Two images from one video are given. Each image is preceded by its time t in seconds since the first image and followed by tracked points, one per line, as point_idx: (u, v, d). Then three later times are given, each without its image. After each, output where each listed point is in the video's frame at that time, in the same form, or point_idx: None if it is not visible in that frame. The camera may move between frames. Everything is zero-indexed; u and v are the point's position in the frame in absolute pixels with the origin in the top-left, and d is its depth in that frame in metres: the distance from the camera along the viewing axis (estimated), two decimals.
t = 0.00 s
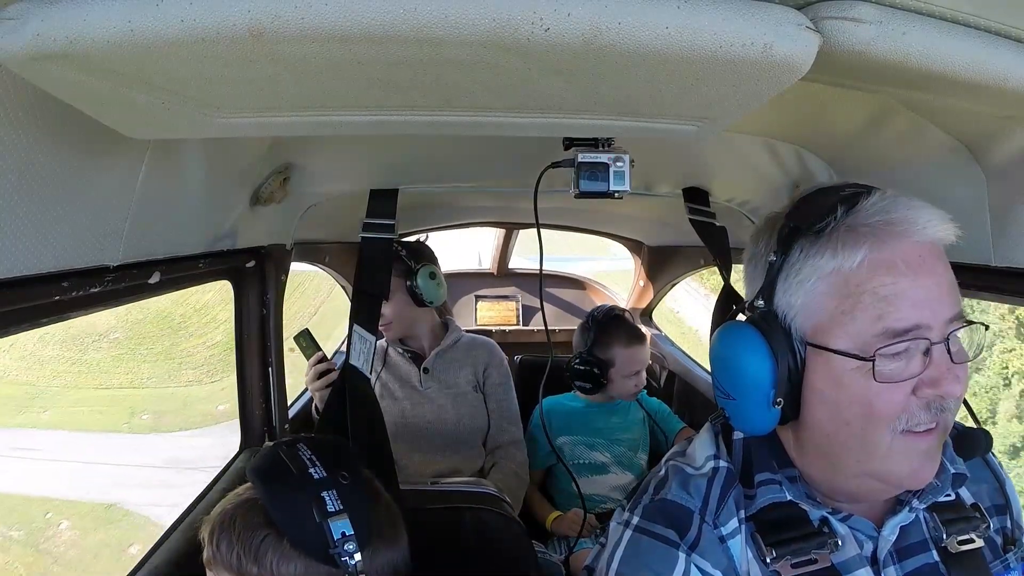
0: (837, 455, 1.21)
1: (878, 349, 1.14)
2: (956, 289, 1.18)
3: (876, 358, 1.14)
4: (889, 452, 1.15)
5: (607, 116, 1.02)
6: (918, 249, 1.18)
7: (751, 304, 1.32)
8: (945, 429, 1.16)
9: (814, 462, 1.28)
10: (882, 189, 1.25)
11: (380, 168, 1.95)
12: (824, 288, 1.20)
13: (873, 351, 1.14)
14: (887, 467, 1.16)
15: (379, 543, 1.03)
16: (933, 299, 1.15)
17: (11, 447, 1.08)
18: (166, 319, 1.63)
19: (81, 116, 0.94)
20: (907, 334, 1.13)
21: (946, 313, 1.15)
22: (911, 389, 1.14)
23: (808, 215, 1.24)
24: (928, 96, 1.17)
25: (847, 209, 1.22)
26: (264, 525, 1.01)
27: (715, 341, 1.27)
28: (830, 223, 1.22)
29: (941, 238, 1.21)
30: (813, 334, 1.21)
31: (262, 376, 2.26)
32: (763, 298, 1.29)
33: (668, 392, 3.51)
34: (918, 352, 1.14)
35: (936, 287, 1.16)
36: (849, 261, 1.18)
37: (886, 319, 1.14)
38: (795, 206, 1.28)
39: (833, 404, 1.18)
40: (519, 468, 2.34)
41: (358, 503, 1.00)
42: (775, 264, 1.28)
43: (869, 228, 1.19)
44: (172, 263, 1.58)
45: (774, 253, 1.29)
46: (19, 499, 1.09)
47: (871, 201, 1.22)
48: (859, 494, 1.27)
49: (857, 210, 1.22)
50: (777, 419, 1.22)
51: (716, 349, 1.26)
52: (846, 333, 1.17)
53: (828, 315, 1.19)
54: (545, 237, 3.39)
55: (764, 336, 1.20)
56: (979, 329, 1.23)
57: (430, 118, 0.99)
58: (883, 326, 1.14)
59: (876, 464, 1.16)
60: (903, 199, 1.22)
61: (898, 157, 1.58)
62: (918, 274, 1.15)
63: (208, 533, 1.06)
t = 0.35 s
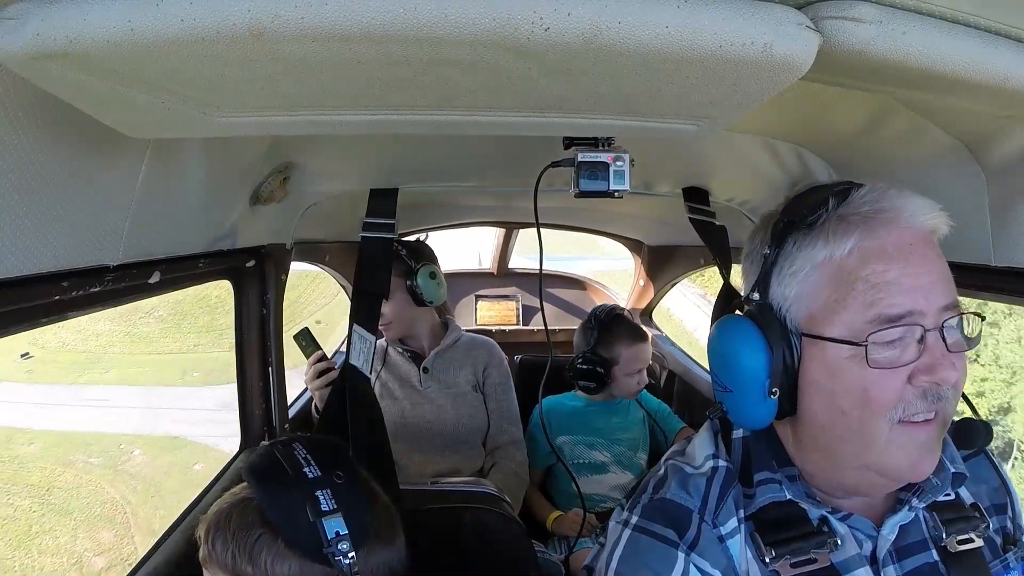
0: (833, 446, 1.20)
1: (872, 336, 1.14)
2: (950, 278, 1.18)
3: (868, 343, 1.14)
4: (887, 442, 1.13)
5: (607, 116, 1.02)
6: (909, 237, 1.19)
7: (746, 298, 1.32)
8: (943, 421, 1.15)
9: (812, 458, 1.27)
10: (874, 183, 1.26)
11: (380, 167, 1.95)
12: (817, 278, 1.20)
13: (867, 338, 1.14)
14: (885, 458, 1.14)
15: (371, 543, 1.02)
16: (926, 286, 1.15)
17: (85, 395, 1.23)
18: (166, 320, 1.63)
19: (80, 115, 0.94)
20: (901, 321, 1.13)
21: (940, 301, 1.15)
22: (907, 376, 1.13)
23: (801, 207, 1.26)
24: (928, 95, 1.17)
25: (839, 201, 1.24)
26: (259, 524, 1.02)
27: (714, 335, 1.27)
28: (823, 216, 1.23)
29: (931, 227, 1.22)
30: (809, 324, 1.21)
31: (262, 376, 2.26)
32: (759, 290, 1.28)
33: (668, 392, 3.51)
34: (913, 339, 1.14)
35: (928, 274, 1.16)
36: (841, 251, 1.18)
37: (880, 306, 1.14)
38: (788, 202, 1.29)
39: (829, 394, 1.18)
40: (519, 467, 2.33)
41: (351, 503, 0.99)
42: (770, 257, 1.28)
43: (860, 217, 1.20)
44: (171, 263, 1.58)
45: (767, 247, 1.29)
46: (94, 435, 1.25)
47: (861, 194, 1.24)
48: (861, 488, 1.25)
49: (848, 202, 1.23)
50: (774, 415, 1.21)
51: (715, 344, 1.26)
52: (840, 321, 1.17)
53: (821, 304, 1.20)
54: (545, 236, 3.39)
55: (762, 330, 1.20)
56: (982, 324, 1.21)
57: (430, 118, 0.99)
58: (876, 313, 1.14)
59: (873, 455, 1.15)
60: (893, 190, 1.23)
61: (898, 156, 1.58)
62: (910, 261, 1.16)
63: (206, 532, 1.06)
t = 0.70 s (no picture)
0: (832, 444, 1.19)
1: (870, 334, 1.14)
2: (949, 277, 1.18)
3: (866, 342, 1.14)
4: (885, 440, 1.13)
5: (607, 116, 1.02)
6: (907, 236, 1.19)
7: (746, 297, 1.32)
8: (939, 420, 1.14)
9: (812, 457, 1.27)
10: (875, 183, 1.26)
11: (379, 167, 1.95)
12: (816, 276, 1.21)
13: (865, 336, 1.14)
14: (883, 456, 1.14)
15: (369, 545, 1.01)
16: (924, 285, 1.15)
17: (134, 360, 1.42)
18: (166, 321, 1.63)
19: (79, 115, 0.94)
20: (899, 319, 1.13)
21: (940, 300, 1.15)
22: (905, 375, 1.13)
23: (800, 206, 1.26)
24: (927, 96, 1.17)
25: (839, 201, 1.24)
26: (258, 523, 1.01)
27: (713, 334, 1.27)
28: (822, 215, 1.23)
29: (930, 227, 1.22)
30: (807, 323, 1.21)
31: (262, 376, 2.26)
32: (759, 289, 1.29)
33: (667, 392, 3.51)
34: (912, 338, 1.14)
35: (927, 273, 1.16)
36: (839, 249, 1.19)
37: (878, 304, 1.14)
38: (788, 201, 1.29)
39: (827, 392, 1.18)
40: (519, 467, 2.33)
41: (349, 503, 0.99)
42: (770, 256, 1.28)
43: (859, 217, 1.21)
44: (172, 263, 1.58)
45: (768, 246, 1.30)
46: (148, 390, 1.46)
47: (861, 193, 1.24)
48: (857, 486, 1.25)
49: (848, 202, 1.23)
50: (773, 413, 1.21)
51: (713, 341, 1.26)
52: (839, 319, 1.17)
53: (820, 303, 1.20)
54: (545, 237, 3.39)
55: (761, 329, 1.20)
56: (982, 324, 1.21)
57: (430, 118, 0.99)
58: (874, 311, 1.14)
59: (871, 453, 1.15)
60: (893, 190, 1.23)
61: (898, 157, 1.58)
62: (909, 260, 1.16)
63: (207, 531, 1.06)
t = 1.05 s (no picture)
0: (833, 445, 1.19)
1: (872, 335, 1.14)
2: (952, 279, 1.17)
3: (867, 343, 1.14)
4: (885, 441, 1.13)
5: (607, 116, 1.02)
6: (911, 238, 1.18)
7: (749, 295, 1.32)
8: (939, 421, 1.14)
9: (813, 457, 1.27)
10: (880, 183, 1.25)
11: (379, 167, 1.95)
12: (819, 276, 1.21)
13: (867, 338, 1.14)
14: (883, 458, 1.14)
15: (376, 543, 1.01)
16: (928, 287, 1.14)
17: (173, 332, 1.64)
18: (166, 321, 1.62)
19: (78, 113, 0.93)
20: (901, 320, 1.13)
21: (942, 302, 1.15)
22: (906, 377, 1.12)
23: (804, 204, 1.26)
24: (928, 95, 1.17)
25: (843, 200, 1.24)
26: (268, 517, 1.01)
27: (715, 334, 1.27)
28: (826, 215, 1.23)
29: (934, 228, 1.21)
30: (809, 323, 1.21)
31: (262, 376, 2.26)
32: (761, 286, 1.28)
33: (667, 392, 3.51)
34: (913, 340, 1.13)
35: (930, 275, 1.15)
36: (843, 249, 1.19)
37: (880, 305, 1.14)
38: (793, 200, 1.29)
39: (828, 392, 1.18)
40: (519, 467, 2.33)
41: (361, 496, 1.00)
42: (773, 254, 1.28)
43: (863, 217, 1.20)
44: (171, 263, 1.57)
45: (771, 245, 1.29)
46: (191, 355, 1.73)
47: (866, 193, 1.24)
48: (857, 486, 1.25)
49: (853, 201, 1.23)
50: (774, 413, 1.21)
51: (715, 339, 1.26)
52: (840, 320, 1.17)
53: (822, 302, 1.20)
54: (545, 237, 3.39)
55: (763, 327, 1.20)
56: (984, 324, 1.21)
57: (429, 118, 0.99)
58: (876, 312, 1.14)
59: (871, 454, 1.14)
60: (897, 191, 1.23)
61: (898, 156, 1.58)
62: (912, 262, 1.15)
63: (212, 526, 1.06)
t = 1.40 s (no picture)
0: (828, 447, 1.20)
1: (866, 338, 1.14)
2: (947, 282, 1.18)
3: (862, 346, 1.14)
4: (880, 445, 1.13)
5: (608, 116, 1.02)
6: (907, 241, 1.19)
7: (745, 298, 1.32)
8: (935, 424, 1.14)
9: (809, 459, 1.27)
10: (875, 186, 1.26)
11: (380, 167, 1.96)
12: (814, 279, 1.21)
13: (861, 341, 1.14)
14: (878, 460, 1.14)
15: (376, 540, 1.01)
16: (923, 290, 1.15)
17: (205, 311, 1.89)
18: (165, 320, 1.63)
19: (79, 113, 0.94)
20: (895, 324, 1.13)
21: (937, 305, 1.15)
22: (900, 380, 1.13)
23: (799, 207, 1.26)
24: (928, 96, 1.17)
25: (838, 203, 1.24)
26: (268, 513, 1.02)
27: (710, 336, 1.27)
28: (821, 217, 1.24)
29: (930, 231, 1.22)
30: (804, 326, 1.21)
31: (262, 376, 2.26)
32: (756, 291, 1.28)
33: (667, 392, 3.51)
34: (908, 344, 1.14)
35: (926, 278, 1.16)
36: (838, 252, 1.19)
37: (875, 308, 1.14)
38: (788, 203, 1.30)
39: (823, 394, 1.18)
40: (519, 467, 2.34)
41: (362, 494, 1.00)
42: (769, 258, 1.28)
43: (859, 220, 1.21)
44: (171, 263, 1.58)
45: (766, 247, 1.30)
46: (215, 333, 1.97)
47: (861, 195, 1.24)
48: (855, 488, 1.25)
49: (847, 204, 1.24)
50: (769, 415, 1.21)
51: (711, 341, 1.27)
52: (836, 322, 1.17)
53: (818, 305, 1.20)
54: (545, 236, 3.39)
55: (759, 329, 1.21)
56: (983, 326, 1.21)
57: (430, 117, 0.99)
58: (871, 315, 1.14)
59: (867, 457, 1.15)
60: (893, 193, 1.23)
61: (898, 156, 1.58)
62: (907, 265, 1.16)
63: (212, 524, 1.07)
